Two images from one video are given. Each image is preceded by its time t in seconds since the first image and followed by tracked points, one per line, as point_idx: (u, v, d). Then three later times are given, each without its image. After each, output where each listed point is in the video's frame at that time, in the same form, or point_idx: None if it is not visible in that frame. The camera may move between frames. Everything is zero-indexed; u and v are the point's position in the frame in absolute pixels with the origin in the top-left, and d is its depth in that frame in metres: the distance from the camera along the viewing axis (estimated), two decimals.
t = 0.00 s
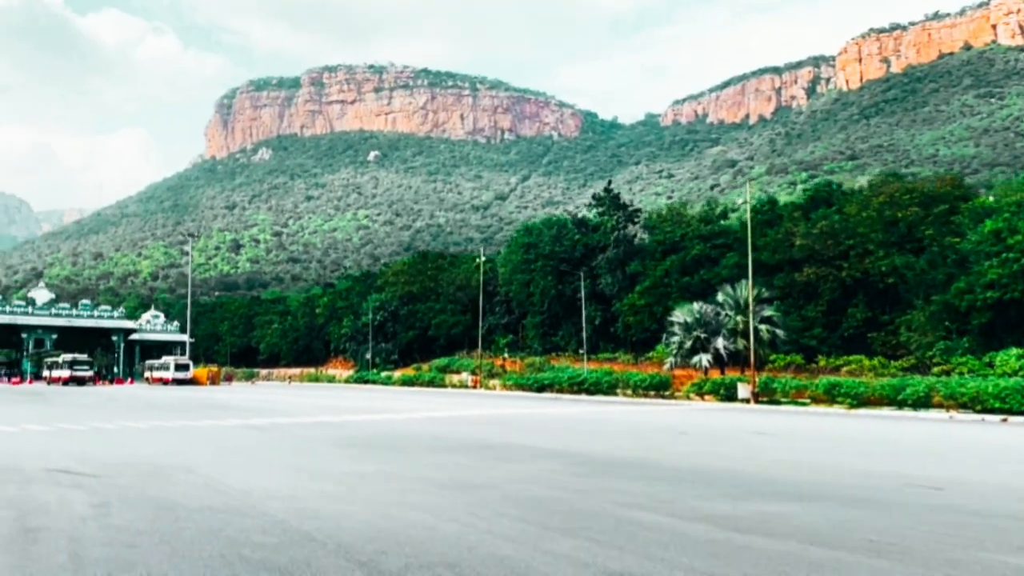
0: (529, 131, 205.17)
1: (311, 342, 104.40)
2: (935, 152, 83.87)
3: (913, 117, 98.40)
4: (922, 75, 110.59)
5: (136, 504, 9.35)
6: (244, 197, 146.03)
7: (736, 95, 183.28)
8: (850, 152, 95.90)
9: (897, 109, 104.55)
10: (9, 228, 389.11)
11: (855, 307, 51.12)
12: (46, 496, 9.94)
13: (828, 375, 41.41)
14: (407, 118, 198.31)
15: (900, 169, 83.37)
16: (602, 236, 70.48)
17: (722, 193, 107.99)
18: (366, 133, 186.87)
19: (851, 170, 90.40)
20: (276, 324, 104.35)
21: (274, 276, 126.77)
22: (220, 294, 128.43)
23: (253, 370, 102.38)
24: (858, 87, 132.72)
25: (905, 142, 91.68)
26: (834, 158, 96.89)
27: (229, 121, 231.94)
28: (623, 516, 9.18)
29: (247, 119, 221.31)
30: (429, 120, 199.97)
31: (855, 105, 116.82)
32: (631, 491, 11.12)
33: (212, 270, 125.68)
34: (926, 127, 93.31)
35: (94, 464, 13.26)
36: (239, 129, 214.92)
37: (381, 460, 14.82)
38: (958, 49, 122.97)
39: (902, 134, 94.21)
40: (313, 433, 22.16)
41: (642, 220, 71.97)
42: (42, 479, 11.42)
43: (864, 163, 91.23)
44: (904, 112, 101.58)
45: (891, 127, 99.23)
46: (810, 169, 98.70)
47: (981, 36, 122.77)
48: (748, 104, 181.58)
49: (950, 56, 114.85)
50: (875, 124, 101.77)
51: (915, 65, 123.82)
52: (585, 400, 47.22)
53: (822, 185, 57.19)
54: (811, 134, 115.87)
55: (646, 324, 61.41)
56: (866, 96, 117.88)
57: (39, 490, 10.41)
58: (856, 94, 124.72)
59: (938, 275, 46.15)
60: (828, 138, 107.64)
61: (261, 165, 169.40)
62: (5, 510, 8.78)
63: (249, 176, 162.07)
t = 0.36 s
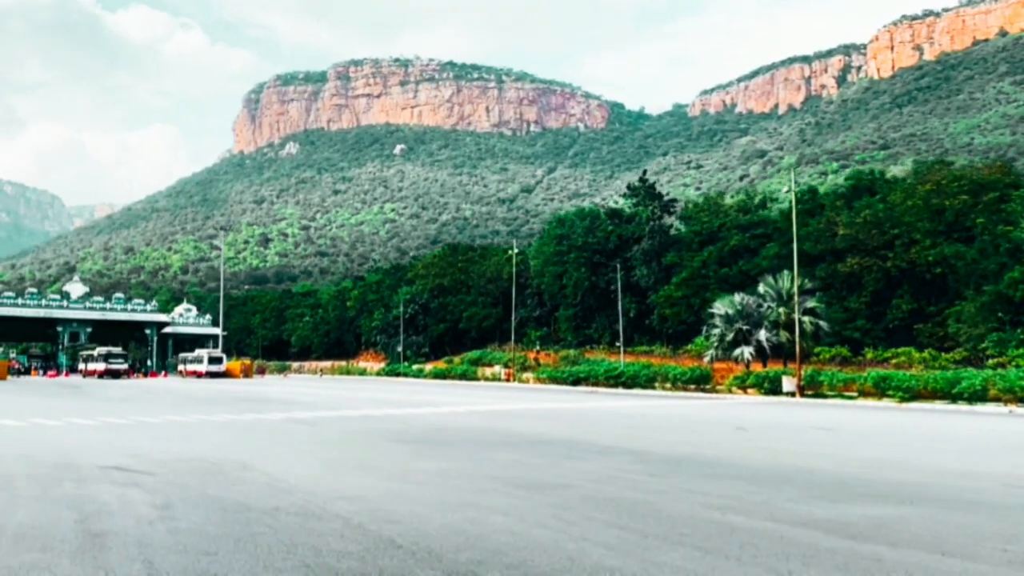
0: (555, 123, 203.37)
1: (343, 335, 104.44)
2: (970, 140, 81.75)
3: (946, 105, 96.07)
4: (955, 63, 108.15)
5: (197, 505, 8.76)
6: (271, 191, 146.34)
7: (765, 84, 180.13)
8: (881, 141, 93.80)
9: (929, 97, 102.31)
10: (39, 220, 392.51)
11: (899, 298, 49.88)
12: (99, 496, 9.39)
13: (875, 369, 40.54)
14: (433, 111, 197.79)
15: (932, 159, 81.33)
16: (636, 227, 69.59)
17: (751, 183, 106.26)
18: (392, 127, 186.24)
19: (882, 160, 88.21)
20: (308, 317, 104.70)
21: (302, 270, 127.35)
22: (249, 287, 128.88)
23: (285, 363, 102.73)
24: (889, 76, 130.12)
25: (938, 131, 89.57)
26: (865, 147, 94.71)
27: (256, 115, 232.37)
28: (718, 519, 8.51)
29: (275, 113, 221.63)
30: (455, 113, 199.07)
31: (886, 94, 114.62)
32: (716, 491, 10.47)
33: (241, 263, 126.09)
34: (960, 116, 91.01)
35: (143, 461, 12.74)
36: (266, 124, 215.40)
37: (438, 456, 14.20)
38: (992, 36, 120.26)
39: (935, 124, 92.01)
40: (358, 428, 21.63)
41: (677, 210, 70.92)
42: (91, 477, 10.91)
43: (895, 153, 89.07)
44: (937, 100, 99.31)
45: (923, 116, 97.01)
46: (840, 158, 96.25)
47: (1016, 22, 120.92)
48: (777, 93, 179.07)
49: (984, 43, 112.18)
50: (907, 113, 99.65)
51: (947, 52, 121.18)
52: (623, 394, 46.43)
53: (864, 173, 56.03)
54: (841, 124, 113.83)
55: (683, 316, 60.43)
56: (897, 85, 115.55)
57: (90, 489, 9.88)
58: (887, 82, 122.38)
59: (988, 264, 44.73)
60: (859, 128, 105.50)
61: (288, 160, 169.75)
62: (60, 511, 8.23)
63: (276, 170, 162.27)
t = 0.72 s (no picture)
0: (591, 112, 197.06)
1: (384, 325, 104.45)
2: (1021, 125, 78.60)
3: (996, 88, 92.64)
4: (1005, 45, 104.45)
5: (287, 508, 8.05)
6: (309, 181, 146.59)
7: (805, 71, 177.56)
8: (927, 126, 90.67)
9: (978, 81, 98.92)
10: (81, 211, 398.48)
11: (963, 286, 48.12)
12: (179, 495, 8.73)
13: (941, 359, 39.14)
14: (468, 100, 196.59)
15: (982, 145, 78.32)
16: (684, 214, 68.44)
17: (790, 170, 103.63)
18: (427, 116, 185.30)
19: (928, 145, 85.20)
20: (349, 307, 104.88)
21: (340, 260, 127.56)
22: (289, 278, 129.49)
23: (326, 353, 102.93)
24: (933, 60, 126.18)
25: (988, 115, 86.39)
26: (909, 133, 91.58)
27: (293, 107, 233.24)
28: (865, 528, 7.60)
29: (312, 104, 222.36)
30: (490, 102, 196.47)
31: (931, 78, 111.13)
32: (841, 493, 9.53)
33: (281, 254, 126.71)
34: (1011, 98, 87.61)
35: (214, 455, 12.13)
36: (303, 115, 216.21)
37: (518, 451, 13.39)
38: None
39: (984, 108, 88.71)
40: (419, 419, 20.96)
41: (726, 197, 69.51)
42: (165, 473, 10.30)
43: (942, 138, 85.97)
44: (986, 83, 95.86)
45: (972, 100, 93.74)
46: (883, 144, 92.95)
47: None
48: (817, 79, 175.27)
49: None
50: (954, 97, 96.48)
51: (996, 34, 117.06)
52: (675, 384, 45.33)
53: (924, 157, 54.11)
54: (885, 109, 110.62)
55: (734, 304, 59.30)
56: (943, 68, 111.98)
57: (167, 486, 9.23)
58: (933, 65, 118.71)
59: None
60: (903, 113, 102.31)
61: (325, 151, 169.90)
62: (145, 514, 7.57)
63: (313, 161, 162.56)
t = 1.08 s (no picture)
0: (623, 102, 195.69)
1: (420, 316, 104.12)
2: None
3: None
4: None
5: (376, 516, 7.37)
6: (343, 174, 146.50)
7: (842, 58, 173.90)
8: (968, 114, 88.05)
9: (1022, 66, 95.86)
10: (119, 203, 403.55)
11: (1021, 276, 46.49)
12: (256, 497, 8.10)
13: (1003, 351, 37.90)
14: (500, 92, 195.58)
15: None
16: (727, 203, 67.15)
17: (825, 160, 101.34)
18: (459, 108, 184.07)
19: (969, 133, 82.66)
20: (385, 298, 104.84)
21: (374, 252, 127.56)
22: (323, 270, 129.82)
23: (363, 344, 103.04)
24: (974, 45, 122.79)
25: None
26: (949, 120, 89.02)
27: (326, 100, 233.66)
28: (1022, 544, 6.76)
29: (344, 97, 222.96)
30: (522, 93, 194.65)
31: (972, 64, 108.01)
32: (967, 500, 8.71)
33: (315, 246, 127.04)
34: None
35: (282, 453, 11.54)
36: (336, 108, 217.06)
37: (595, 450, 12.63)
38: None
39: None
40: (474, 414, 20.33)
41: (770, 184, 68.05)
42: (234, 472, 9.69)
43: (983, 125, 83.34)
44: None
45: (1016, 85, 90.83)
46: (922, 132, 90.51)
47: None
48: (853, 67, 171.63)
49: None
50: (996, 84, 93.65)
51: None
52: (723, 377, 44.30)
53: (979, 143, 52.18)
54: (924, 96, 107.72)
55: (780, 295, 58.15)
56: (984, 54, 108.75)
57: (240, 488, 8.60)
58: (974, 51, 115.42)
59: None
60: (942, 100, 99.57)
61: (357, 143, 169.93)
62: (225, 522, 6.93)
63: (346, 154, 162.68)
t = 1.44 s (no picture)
0: (656, 91, 192.15)
1: (456, 308, 103.53)
2: None
3: None
4: None
5: (473, 530, 6.52)
6: (375, 166, 146.24)
7: (881, 45, 170.21)
8: (1014, 101, 85.09)
9: None
10: (156, 196, 407.95)
11: None
12: (331, 505, 7.30)
13: None
14: (532, 83, 193.86)
15: None
16: (773, 192, 65.71)
17: (864, 150, 98.65)
18: (490, 99, 182.04)
19: (1016, 121, 79.77)
20: (421, 290, 104.50)
21: (407, 244, 127.25)
22: (357, 262, 129.75)
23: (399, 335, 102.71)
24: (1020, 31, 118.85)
25: None
26: (994, 109, 86.11)
27: (359, 93, 233.77)
28: None
29: (378, 90, 222.89)
30: (554, 84, 192.23)
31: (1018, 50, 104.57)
32: None
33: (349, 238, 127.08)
34: None
35: (347, 452, 10.75)
36: (368, 101, 216.96)
37: (677, 450, 11.73)
38: None
39: None
40: (529, 408, 19.46)
41: (818, 173, 66.57)
42: (301, 475, 8.90)
43: None
44: None
45: None
46: (967, 120, 87.74)
47: None
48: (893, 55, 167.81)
49: None
50: None
51: None
52: (772, 371, 43.00)
53: None
54: (969, 84, 104.38)
55: (828, 286, 56.90)
56: None
57: (312, 494, 7.82)
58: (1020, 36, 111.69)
59: None
60: (987, 88, 96.41)
61: (390, 135, 169.39)
62: (308, 535, 6.15)
63: (378, 146, 162.19)
